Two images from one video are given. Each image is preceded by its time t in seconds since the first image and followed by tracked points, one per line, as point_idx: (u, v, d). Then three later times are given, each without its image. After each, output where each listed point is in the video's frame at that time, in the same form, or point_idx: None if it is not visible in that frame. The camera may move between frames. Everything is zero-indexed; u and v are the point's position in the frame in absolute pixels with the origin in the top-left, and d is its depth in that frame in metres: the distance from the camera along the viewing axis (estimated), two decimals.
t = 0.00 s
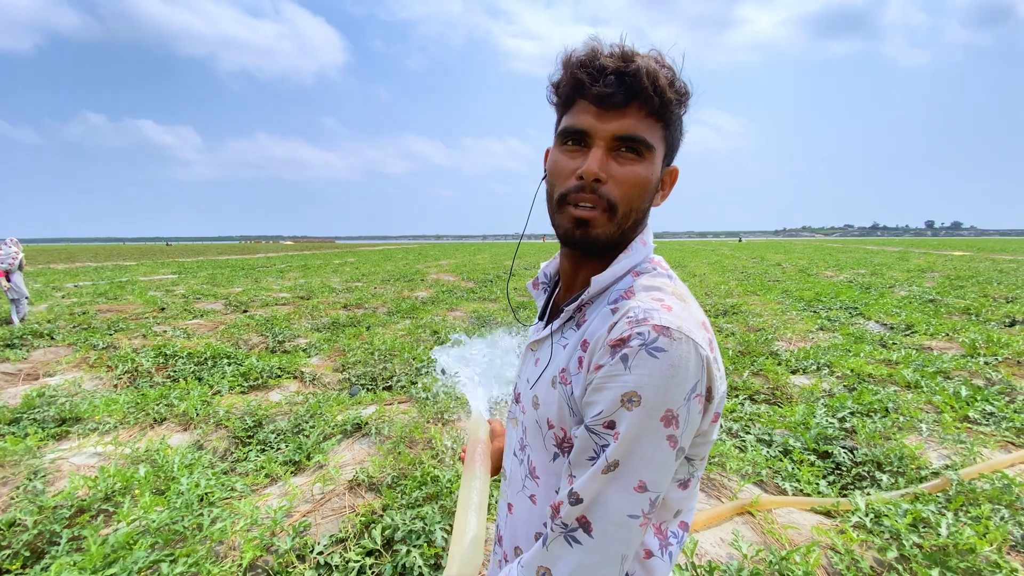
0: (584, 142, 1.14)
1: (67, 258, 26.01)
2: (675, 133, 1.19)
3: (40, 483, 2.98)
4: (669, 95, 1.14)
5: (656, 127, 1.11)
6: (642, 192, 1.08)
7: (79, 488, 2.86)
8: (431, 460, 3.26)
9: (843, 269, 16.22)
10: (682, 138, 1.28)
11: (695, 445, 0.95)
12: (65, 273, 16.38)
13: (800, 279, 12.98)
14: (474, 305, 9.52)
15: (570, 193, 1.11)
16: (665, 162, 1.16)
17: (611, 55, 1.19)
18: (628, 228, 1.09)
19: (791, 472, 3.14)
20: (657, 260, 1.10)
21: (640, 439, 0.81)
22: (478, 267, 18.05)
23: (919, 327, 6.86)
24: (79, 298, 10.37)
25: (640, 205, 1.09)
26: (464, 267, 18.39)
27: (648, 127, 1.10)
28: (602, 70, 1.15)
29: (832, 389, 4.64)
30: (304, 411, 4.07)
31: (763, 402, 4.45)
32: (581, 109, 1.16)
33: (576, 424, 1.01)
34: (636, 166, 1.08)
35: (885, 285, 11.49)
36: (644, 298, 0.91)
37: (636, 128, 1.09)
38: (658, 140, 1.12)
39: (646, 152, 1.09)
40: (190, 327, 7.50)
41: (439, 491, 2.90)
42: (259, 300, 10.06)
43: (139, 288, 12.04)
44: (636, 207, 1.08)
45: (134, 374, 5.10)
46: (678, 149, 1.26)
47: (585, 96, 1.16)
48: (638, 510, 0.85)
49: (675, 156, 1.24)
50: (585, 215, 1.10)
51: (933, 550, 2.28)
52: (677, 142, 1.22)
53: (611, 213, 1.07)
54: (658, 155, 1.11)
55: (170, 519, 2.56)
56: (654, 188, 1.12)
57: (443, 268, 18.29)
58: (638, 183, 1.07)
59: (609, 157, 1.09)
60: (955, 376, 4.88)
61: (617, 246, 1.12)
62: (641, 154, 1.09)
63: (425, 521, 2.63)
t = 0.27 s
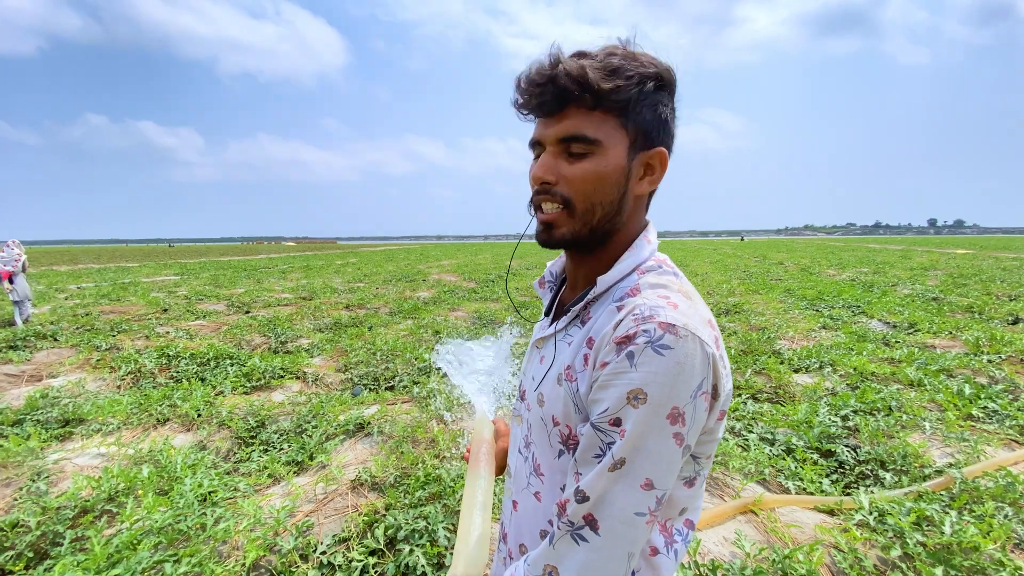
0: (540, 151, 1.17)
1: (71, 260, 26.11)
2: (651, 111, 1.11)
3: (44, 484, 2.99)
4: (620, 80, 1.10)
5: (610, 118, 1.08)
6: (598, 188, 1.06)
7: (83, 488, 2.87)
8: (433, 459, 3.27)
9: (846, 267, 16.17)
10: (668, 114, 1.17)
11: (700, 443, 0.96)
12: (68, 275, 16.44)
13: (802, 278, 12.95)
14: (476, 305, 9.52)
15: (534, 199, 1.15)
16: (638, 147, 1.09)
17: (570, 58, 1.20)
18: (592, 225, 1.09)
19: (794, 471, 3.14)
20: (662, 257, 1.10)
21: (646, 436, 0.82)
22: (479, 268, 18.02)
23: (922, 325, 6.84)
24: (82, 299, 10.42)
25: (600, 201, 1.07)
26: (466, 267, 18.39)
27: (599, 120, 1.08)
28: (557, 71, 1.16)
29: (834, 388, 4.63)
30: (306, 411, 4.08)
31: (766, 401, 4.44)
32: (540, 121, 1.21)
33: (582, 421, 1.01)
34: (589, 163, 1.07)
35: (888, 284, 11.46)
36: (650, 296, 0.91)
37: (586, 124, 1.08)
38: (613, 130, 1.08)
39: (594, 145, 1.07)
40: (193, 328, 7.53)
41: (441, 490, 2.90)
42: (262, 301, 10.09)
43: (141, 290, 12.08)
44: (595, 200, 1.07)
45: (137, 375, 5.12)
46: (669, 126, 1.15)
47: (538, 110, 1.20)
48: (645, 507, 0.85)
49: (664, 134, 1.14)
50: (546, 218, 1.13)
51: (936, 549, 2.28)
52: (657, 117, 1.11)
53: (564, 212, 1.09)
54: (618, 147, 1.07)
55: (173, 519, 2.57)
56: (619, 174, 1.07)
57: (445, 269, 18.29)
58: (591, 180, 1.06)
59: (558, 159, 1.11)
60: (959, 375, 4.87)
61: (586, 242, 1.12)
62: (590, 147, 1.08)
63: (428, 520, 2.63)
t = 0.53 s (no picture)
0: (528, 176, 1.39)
1: (77, 262, 26.30)
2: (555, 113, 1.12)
3: (52, 484, 3.02)
4: (529, 104, 1.20)
5: (527, 140, 1.21)
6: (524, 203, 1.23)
7: (91, 488, 2.89)
8: (438, 459, 3.27)
9: (851, 266, 16.09)
10: (583, 103, 1.08)
11: (707, 447, 0.96)
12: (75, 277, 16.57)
13: (807, 277, 12.89)
14: (480, 305, 9.53)
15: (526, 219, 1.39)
16: (545, 150, 1.14)
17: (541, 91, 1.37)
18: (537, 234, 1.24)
19: (800, 470, 3.13)
20: (666, 257, 1.09)
21: (651, 443, 0.82)
22: (483, 268, 18.04)
23: (928, 324, 6.80)
24: (89, 300, 10.49)
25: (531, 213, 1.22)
26: (469, 268, 18.40)
27: (524, 145, 1.23)
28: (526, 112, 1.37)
29: (840, 387, 4.61)
30: (312, 411, 4.10)
31: (771, 401, 4.42)
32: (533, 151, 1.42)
33: (587, 424, 1.01)
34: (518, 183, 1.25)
35: (893, 282, 11.40)
36: (653, 298, 0.91)
37: (519, 152, 1.26)
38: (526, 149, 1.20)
39: (520, 168, 1.24)
40: (199, 329, 7.57)
41: (447, 490, 2.90)
42: (267, 302, 10.13)
43: (147, 291, 12.16)
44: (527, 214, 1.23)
45: (143, 376, 5.16)
46: (585, 109, 1.08)
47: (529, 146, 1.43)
48: (650, 514, 0.85)
49: (579, 120, 1.07)
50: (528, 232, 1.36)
51: (944, 548, 2.27)
52: (556, 120, 1.11)
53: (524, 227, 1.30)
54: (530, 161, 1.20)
55: (180, 519, 2.58)
56: (533, 187, 1.19)
57: (449, 269, 18.32)
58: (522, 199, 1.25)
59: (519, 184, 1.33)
60: (966, 374, 4.84)
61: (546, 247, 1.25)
62: (520, 169, 1.25)
63: (434, 519, 2.63)
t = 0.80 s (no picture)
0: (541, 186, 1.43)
1: (84, 264, 26.52)
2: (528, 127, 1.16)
3: (61, 483, 3.04)
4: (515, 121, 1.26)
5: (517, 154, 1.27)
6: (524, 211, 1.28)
7: (99, 488, 2.92)
8: (443, 459, 3.28)
9: (857, 266, 15.99)
10: (551, 110, 1.09)
11: (704, 449, 0.95)
12: (82, 278, 16.70)
13: (813, 278, 12.82)
14: (484, 306, 9.53)
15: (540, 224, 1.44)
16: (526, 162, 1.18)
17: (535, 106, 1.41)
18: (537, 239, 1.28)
19: (806, 471, 3.11)
20: (659, 255, 1.08)
21: (637, 446, 0.82)
22: (487, 269, 18.06)
23: (936, 324, 6.75)
24: (97, 302, 10.58)
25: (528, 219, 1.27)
26: (473, 268, 18.43)
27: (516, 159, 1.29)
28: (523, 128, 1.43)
29: (846, 388, 4.58)
30: (317, 411, 4.11)
31: (777, 401, 4.40)
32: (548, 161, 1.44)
33: (579, 425, 1.01)
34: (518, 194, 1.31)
35: (900, 283, 11.32)
36: (637, 297, 0.91)
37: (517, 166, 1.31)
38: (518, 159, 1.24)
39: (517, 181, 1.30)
40: (205, 330, 7.62)
41: (452, 490, 2.90)
42: (272, 303, 10.18)
43: (154, 292, 12.24)
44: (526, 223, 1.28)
45: (150, 376, 5.19)
46: (548, 117, 1.09)
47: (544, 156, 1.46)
48: (644, 519, 0.85)
49: (545, 128, 1.08)
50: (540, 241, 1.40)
51: (952, 550, 2.25)
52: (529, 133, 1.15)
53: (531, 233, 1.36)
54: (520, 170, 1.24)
55: (188, 519, 2.59)
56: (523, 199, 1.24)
57: (453, 270, 18.34)
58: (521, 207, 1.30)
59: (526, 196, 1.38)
60: (974, 374, 4.80)
61: (548, 252, 1.29)
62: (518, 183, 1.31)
63: (439, 520, 2.64)
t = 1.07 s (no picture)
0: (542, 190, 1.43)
1: (91, 265, 26.74)
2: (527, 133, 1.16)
3: (67, 484, 3.07)
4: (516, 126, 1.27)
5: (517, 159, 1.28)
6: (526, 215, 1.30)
7: (104, 489, 2.94)
8: (446, 461, 3.28)
9: (862, 268, 15.91)
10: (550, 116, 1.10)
11: (704, 454, 0.95)
12: (88, 280, 16.82)
13: (817, 280, 12.77)
14: (487, 308, 9.54)
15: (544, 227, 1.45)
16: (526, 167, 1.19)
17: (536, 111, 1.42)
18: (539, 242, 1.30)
19: (811, 474, 3.09)
20: (658, 258, 1.09)
21: (634, 452, 0.82)
22: (490, 271, 18.08)
23: (941, 327, 6.71)
24: (103, 304, 10.64)
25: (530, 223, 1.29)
26: (476, 271, 18.45)
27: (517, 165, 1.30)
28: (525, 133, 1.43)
29: (851, 391, 4.56)
30: (321, 413, 4.13)
31: (782, 404, 4.38)
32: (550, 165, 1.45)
33: (578, 430, 1.01)
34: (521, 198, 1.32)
35: (905, 285, 11.26)
36: (631, 301, 0.92)
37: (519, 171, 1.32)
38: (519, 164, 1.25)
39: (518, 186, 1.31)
40: (210, 332, 7.66)
41: (455, 492, 2.91)
42: (276, 305, 10.22)
43: (159, 294, 12.31)
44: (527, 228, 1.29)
45: (156, 378, 5.22)
46: (546, 124, 1.09)
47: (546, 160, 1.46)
48: (645, 526, 0.85)
49: (543, 134, 1.09)
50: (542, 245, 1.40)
51: (958, 554, 2.23)
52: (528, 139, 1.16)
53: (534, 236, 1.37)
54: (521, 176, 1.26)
55: (192, 519, 2.61)
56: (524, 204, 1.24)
57: (456, 272, 18.37)
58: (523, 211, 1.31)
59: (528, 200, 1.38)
60: (981, 377, 4.77)
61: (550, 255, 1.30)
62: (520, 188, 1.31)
63: (442, 521, 2.64)
